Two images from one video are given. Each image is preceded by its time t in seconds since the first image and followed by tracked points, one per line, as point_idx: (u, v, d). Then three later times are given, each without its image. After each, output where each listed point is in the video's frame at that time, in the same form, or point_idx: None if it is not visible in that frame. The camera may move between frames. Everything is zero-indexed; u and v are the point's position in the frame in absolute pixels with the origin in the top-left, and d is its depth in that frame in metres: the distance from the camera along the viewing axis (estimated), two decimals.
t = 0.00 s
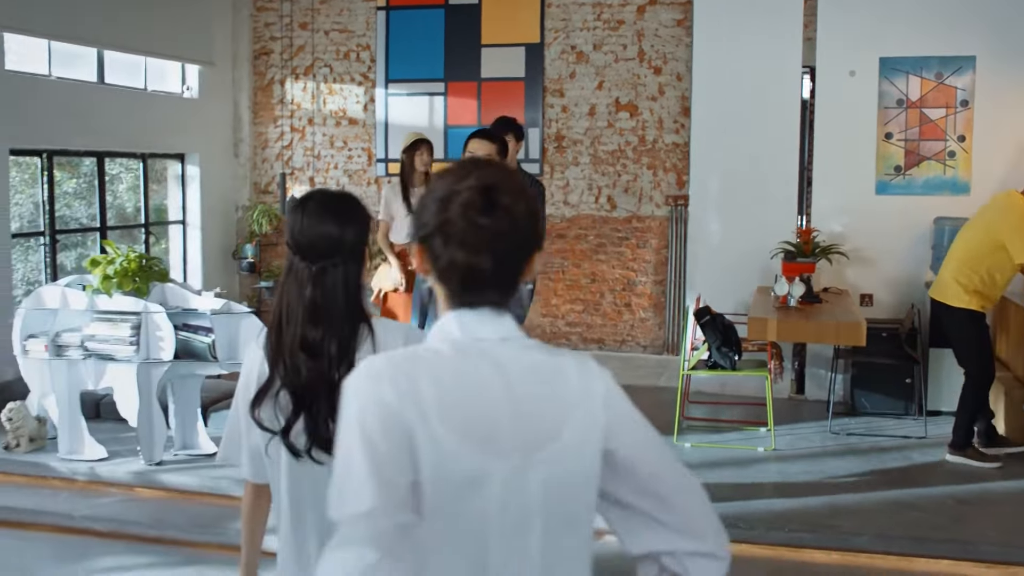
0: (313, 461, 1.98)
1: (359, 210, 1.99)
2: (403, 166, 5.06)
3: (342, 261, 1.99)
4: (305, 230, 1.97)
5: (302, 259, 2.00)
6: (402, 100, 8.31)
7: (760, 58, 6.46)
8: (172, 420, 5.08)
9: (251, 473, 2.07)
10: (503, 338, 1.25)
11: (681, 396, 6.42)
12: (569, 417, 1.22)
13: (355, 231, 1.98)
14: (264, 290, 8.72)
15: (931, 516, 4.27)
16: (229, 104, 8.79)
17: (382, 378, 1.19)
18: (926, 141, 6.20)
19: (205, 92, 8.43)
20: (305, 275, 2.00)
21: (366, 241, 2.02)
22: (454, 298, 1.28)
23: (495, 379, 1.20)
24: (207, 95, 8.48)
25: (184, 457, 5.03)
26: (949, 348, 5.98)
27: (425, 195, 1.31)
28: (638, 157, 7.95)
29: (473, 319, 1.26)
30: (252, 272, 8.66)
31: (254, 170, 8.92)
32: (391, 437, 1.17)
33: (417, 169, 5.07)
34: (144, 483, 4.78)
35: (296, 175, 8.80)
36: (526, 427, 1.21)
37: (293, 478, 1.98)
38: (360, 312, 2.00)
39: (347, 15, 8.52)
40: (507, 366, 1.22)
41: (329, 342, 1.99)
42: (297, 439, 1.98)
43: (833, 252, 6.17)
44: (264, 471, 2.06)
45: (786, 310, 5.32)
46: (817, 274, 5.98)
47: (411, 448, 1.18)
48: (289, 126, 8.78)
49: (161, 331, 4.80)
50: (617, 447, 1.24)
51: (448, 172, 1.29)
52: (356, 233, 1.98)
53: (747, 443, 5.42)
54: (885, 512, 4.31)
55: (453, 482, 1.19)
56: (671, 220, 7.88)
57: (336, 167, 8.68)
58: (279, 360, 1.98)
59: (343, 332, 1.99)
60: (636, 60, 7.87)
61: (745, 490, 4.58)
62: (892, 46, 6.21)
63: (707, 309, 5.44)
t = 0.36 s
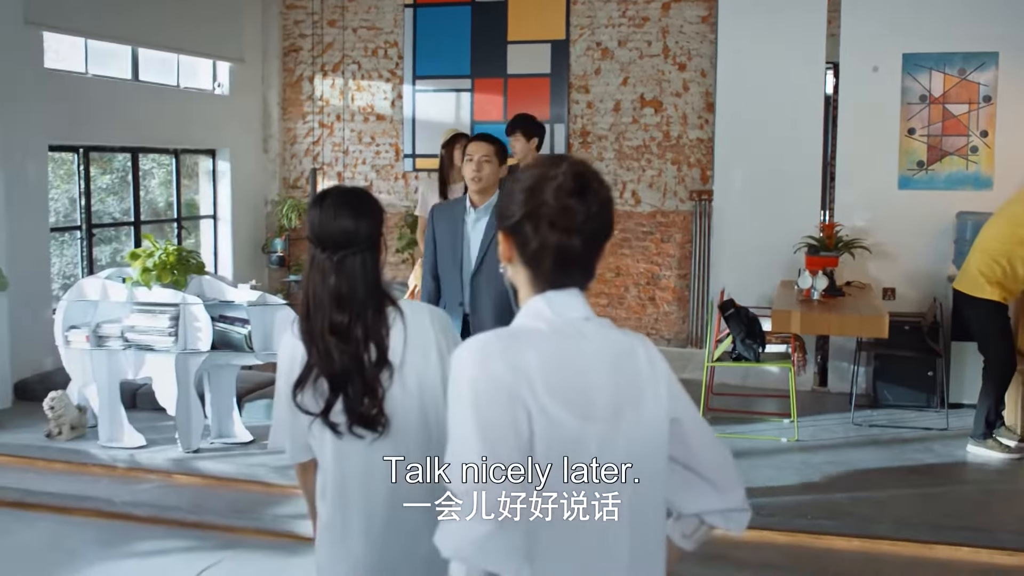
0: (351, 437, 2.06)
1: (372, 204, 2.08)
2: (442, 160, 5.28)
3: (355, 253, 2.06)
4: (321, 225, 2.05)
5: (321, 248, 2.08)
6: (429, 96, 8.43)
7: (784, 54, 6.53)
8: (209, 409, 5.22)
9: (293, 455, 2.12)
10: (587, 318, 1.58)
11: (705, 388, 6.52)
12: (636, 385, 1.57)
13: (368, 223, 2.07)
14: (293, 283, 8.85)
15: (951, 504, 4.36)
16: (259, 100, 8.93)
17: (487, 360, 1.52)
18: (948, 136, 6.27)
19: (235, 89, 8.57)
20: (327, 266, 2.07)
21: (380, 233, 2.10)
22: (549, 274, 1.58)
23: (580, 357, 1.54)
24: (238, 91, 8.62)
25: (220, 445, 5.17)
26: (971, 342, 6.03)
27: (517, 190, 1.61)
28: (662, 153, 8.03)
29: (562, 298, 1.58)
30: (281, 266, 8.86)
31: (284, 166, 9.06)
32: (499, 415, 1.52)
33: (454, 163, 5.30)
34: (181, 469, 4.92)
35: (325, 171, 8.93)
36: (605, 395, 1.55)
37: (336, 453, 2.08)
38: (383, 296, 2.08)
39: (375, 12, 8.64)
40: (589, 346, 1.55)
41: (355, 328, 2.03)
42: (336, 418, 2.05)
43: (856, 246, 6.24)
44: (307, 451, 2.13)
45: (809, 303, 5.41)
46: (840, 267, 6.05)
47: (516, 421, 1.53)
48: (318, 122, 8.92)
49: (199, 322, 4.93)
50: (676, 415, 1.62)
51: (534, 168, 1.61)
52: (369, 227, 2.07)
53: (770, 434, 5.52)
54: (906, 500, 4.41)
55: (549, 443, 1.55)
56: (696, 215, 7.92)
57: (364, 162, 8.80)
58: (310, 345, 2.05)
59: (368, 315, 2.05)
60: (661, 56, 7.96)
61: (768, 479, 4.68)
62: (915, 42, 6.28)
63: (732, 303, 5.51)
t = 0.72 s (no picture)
0: (415, 410, 2.09)
1: (419, 197, 2.10)
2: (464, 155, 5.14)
3: (412, 243, 2.08)
4: (380, 217, 2.07)
5: (375, 239, 2.08)
6: (447, 92, 8.54)
7: (798, 50, 6.63)
8: (235, 399, 5.35)
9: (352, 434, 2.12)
10: (620, 308, 1.61)
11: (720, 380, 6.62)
12: (661, 378, 1.61)
13: (420, 216, 2.09)
14: (312, 277, 8.98)
15: (962, 492, 4.45)
16: (279, 96, 9.06)
17: (520, 353, 1.55)
18: (961, 131, 6.35)
19: (256, 85, 8.70)
20: (384, 255, 2.07)
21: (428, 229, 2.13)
22: (594, 262, 1.61)
23: (610, 349, 1.57)
24: (258, 88, 8.75)
25: (246, 434, 5.29)
26: (983, 333, 6.14)
27: (556, 182, 1.63)
28: (677, 148, 8.13)
29: (598, 288, 1.61)
30: (301, 260, 8.94)
31: (303, 161, 9.20)
32: (526, 408, 1.56)
33: (477, 158, 5.09)
34: (209, 457, 5.05)
35: (344, 166, 9.04)
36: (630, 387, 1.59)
37: (406, 428, 2.11)
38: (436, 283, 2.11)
39: (393, 9, 8.74)
40: (619, 338, 1.58)
41: (417, 310, 2.07)
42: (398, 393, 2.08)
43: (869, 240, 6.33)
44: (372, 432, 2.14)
45: (823, 295, 5.50)
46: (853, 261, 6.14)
47: (542, 415, 1.57)
48: (337, 118, 9.03)
49: (227, 314, 5.05)
50: (695, 408, 1.66)
51: (572, 159, 1.63)
52: (422, 220, 2.09)
53: (784, 424, 5.62)
54: (919, 487, 4.50)
55: (573, 435, 1.59)
56: (709, 209, 8.04)
57: (382, 158, 8.91)
58: (377, 326, 2.08)
59: (424, 300, 2.08)
60: (676, 53, 8.05)
61: (782, 467, 4.79)
62: (927, 39, 6.37)
63: (746, 295, 5.62)
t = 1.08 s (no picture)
0: (470, 382, 2.19)
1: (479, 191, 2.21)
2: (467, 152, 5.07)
3: (475, 234, 2.16)
4: (445, 208, 2.14)
5: (440, 227, 2.16)
6: (465, 89, 8.66)
7: (812, 47, 6.72)
8: (261, 389, 5.47)
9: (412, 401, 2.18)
10: (632, 302, 1.63)
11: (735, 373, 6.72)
12: (662, 372, 1.62)
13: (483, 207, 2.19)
14: (332, 271, 9.10)
15: (974, 481, 4.55)
16: (299, 93, 9.19)
17: (521, 347, 1.60)
18: (973, 128, 6.44)
19: (276, 82, 8.83)
20: (448, 241, 2.15)
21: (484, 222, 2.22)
22: (602, 253, 1.64)
23: (610, 344, 1.60)
24: (279, 85, 8.88)
25: (272, 424, 5.42)
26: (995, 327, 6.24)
27: (567, 175, 1.66)
28: (693, 144, 8.23)
29: (611, 280, 1.63)
30: (320, 254, 9.05)
31: (322, 157, 9.32)
32: (521, 405, 1.61)
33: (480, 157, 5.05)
34: (237, 446, 5.17)
35: (363, 162, 9.16)
36: (628, 383, 1.61)
37: (459, 399, 2.20)
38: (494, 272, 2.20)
39: (412, 7, 8.86)
40: (619, 332, 1.60)
41: (480, 292, 2.16)
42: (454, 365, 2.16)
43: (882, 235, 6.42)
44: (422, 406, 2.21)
45: (837, 289, 5.60)
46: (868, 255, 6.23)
47: (539, 405, 1.61)
48: (356, 115, 9.15)
49: (253, 306, 5.17)
50: (697, 405, 1.66)
51: (586, 153, 1.67)
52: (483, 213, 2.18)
53: (798, 416, 5.72)
54: (931, 476, 4.61)
55: (567, 433, 1.63)
56: (724, 204, 8.14)
57: (401, 154, 9.04)
58: (439, 304, 2.14)
59: (485, 285, 2.17)
60: (691, 50, 8.14)
61: (798, 457, 4.89)
62: (941, 36, 6.46)
63: (763, 289, 5.72)
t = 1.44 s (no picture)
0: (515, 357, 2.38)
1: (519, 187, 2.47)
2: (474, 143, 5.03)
3: (514, 224, 2.42)
4: (487, 199, 2.40)
5: (481, 215, 2.41)
6: (481, 83, 8.75)
7: (827, 42, 6.81)
8: (285, 377, 5.60)
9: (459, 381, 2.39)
10: (649, 288, 1.69)
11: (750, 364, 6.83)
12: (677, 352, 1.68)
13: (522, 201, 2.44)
14: (350, 263, 9.21)
15: (984, 468, 4.66)
16: (318, 88, 9.30)
17: (539, 336, 1.65)
18: (985, 122, 6.52)
19: (295, 78, 8.94)
20: (491, 229, 2.40)
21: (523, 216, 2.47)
22: (623, 247, 1.72)
23: (626, 333, 1.65)
24: (298, 80, 9.00)
25: (296, 412, 5.54)
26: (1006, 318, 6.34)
27: (587, 168, 1.75)
28: (707, 138, 8.32)
29: (632, 267, 1.70)
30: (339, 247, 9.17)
31: (341, 151, 9.44)
32: (539, 395, 1.65)
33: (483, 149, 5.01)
34: (263, 434, 5.30)
35: (381, 156, 9.27)
36: (643, 369, 1.66)
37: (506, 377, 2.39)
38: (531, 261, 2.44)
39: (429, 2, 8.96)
40: (634, 321, 1.65)
41: (522, 278, 2.38)
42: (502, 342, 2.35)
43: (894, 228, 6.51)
44: (468, 391, 2.41)
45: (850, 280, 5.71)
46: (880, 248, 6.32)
47: (563, 390, 1.65)
48: (374, 109, 9.26)
49: (279, 296, 5.28)
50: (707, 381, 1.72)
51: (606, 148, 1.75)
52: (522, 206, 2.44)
53: (812, 405, 5.82)
54: (943, 463, 4.71)
55: (583, 421, 1.68)
56: (739, 197, 8.24)
57: (418, 148, 9.15)
58: (488, 288, 2.33)
59: (523, 270, 2.39)
60: (706, 45, 8.23)
61: (812, 445, 5.00)
62: (954, 31, 6.54)
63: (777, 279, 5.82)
